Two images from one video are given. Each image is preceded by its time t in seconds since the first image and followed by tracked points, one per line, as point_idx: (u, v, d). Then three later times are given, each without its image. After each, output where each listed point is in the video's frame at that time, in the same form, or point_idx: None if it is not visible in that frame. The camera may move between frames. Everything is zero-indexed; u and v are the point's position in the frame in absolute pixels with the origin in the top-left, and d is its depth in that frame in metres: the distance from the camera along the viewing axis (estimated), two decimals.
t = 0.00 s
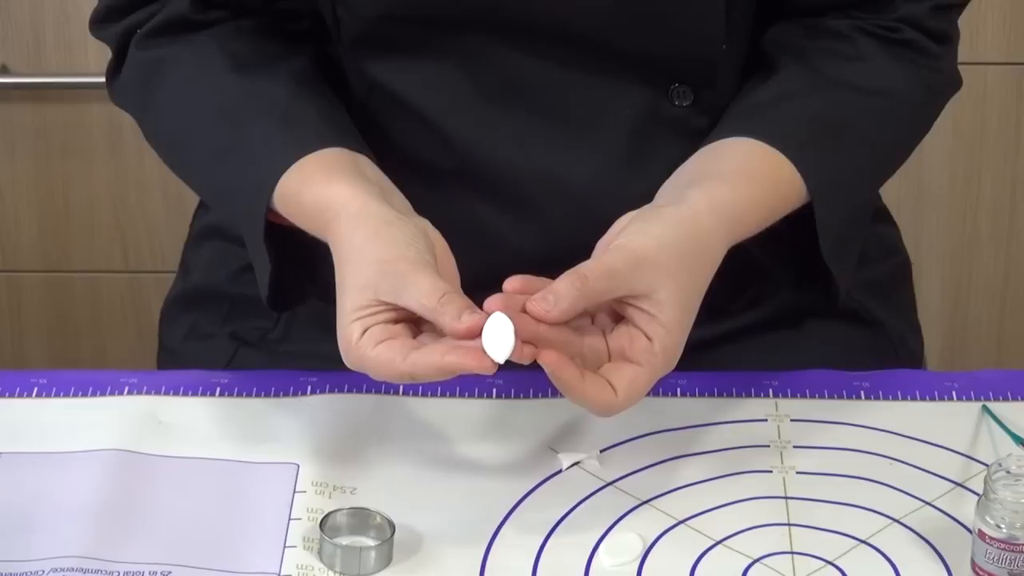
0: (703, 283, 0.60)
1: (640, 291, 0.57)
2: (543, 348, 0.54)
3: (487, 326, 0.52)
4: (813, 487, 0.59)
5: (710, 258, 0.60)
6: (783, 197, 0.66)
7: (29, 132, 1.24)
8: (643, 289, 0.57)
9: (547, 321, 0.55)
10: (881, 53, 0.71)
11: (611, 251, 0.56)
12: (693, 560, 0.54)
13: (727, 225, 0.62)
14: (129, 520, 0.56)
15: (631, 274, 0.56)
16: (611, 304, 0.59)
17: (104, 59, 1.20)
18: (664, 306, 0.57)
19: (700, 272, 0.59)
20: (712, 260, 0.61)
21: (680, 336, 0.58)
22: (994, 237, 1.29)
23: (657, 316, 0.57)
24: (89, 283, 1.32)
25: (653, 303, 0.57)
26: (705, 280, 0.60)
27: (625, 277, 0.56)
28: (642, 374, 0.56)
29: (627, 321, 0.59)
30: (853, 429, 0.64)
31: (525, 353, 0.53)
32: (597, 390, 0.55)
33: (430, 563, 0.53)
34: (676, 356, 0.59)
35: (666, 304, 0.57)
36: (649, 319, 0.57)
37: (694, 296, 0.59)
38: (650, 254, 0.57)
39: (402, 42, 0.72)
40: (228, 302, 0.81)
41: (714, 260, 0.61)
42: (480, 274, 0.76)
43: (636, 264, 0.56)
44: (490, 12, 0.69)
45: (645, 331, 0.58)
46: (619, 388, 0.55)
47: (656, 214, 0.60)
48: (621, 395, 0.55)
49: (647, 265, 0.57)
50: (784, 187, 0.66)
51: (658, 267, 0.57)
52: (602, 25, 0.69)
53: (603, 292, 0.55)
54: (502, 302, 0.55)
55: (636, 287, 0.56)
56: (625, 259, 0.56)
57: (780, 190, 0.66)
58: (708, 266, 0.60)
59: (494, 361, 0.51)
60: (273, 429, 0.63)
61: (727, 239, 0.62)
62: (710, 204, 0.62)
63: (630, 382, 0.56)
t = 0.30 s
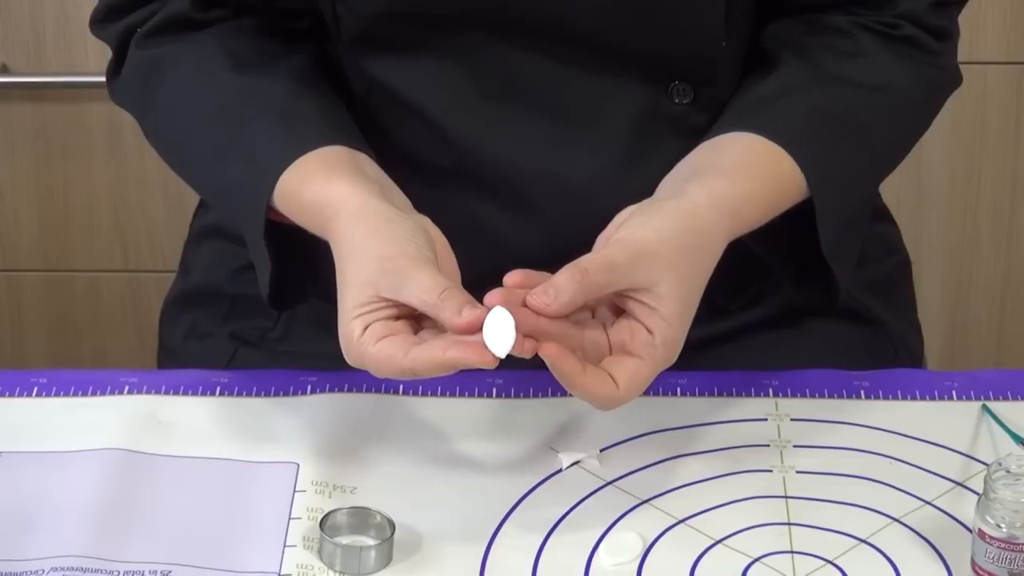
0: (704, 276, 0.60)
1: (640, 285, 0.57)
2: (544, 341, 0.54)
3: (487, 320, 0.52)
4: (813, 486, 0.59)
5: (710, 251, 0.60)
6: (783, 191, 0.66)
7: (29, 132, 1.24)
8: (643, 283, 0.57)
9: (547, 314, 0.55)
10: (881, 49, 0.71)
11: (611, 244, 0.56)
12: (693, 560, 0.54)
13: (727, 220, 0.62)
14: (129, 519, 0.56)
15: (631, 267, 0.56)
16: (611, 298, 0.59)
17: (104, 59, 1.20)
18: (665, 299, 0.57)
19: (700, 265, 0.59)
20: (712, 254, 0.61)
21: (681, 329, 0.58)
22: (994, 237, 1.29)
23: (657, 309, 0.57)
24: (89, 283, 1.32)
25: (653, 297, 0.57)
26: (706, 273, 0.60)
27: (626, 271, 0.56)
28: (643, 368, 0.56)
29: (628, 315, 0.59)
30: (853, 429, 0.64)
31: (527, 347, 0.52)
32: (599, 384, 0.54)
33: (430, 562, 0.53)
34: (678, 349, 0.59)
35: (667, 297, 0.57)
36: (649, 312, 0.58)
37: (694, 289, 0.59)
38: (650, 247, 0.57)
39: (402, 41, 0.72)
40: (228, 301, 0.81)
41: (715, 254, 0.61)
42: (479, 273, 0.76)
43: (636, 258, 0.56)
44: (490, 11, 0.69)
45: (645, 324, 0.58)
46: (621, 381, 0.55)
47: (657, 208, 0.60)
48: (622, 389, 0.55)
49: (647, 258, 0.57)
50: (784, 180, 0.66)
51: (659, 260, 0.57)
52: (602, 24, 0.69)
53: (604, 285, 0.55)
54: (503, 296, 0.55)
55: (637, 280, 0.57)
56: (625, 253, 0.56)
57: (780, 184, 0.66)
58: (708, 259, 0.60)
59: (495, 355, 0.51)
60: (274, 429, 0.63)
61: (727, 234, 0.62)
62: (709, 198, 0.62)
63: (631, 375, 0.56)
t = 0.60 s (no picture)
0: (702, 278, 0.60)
1: (639, 287, 0.57)
2: (542, 344, 0.54)
3: (486, 322, 0.52)
4: (813, 486, 0.59)
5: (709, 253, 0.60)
6: (782, 191, 0.66)
7: (29, 131, 1.24)
8: (642, 285, 0.57)
9: (545, 317, 0.55)
10: (880, 49, 0.71)
11: (609, 246, 0.56)
12: (693, 560, 0.54)
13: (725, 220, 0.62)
14: (129, 519, 0.56)
15: (630, 269, 0.56)
16: (609, 300, 0.59)
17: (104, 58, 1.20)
18: (663, 301, 0.57)
19: (699, 266, 0.59)
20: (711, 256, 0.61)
21: (680, 331, 0.58)
22: (994, 237, 1.29)
23: (655, 311, 0.57)
24: (89, 283, 1.32)
25: (652, 299, 0.57)
26: (704, 275, 0.60)
27: (625, 273, 0.56)
28: (642, 370, 0.56)
29: (626, 317, 0.59)
30: (853, 429, 0.64)
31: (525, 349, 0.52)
32: (597, 386, 0.54)
33: (430, 562, 0.53)
34: (677, 351, 0.59)
35: (665, 299, 0.57)
36: (648, 314, 0.58)
37: (693, 291, 0.59)
38: (649, 249, 0.57)
39: (401, 40, 0.72)
40: (228, 301, 0.81)
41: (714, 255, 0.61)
42: (479, 273, 0.76)
43: (635, 259, 0.56)
44: (489, 11, 0.69)
45: (643, 326, 0.58)
46: (621, 384, 0.55)
47: (655, 210, 0.60)
48: (622, 392, 0.55)
49: (646, 260, 0.57)
50: (783, 180, 0.66)
51: (658, 262, 0.57)
52: (601, 24, 0.69)
53: (602, 287, 0.55)
54: (501, 298, 0.55)
55: (636, 283, 0.57)
56: (624, 254, 0.56)
57: (779, 184, 0.66)
58: (707, 261, 0.60)
59: (494, 356, 0.51)
60: (274, 429, 0.63)
61: (726, 234, 0.62)
62: (707, 200, 0.62)
63: (630, 377, 0.56)
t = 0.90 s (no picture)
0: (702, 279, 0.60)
1: (639, 287, 0.57)
2: (543, 344, 0.54)
3: (486, 322, 0.52)
4: (813, 486, 0.59)
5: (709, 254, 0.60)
6: (783, 191, 0.66)
7: (28, 131, 1.24)
8: (642, 285, 0.57)
9: (545, 317, 0.55)
10: (880, 50, 0.71)
11: (610, 247, 0.56)
12: (694, 560, 0.54)
13: (726, 221, 0.62)
14: (128, 519, 0.56)
15: (630, 269, 0.56)
16: (609, 300, 0.59)
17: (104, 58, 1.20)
18: (663, 302, 0.57)
19: (699, 267, 0.59)
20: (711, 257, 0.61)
21: (681, 332, 0.58)
22: (994, 237, 1.29)
23: (655, 312, 0.57)
24: (89, 283, 1.32)
25: (652, 299, 0.57)
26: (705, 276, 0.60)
27: (625, 273, 0.56)
28: (643, 370, 0.56)
29: (626, 318, 0.59)
30: (854, 429, 0.64)
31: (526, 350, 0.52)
32: (597, 387, 0.54)
33: (430, 562, 0.53)
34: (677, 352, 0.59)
35: (665, 300, 0.57)
36: (648, 314, 0.58)
37: (694, 292, 0.59)
38: (649, 249, 0.57)
39: (402, 41, 0.72)
40: (228, 300, 0.81)
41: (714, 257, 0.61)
42: (479, 273, 0.76)
43: (635, 260, 0.56)
44: (490, 11, 0.69)
45: (644, 326, 0.58)
46: (622, 384, 0.55)
47: (655, 211, 0.60)
48: (622, 393, 0.55)
49: (646, 261, 0.57)
50: (784, 180, 0.66)
51: (658, 263, 0.57)
52: (601, 25, 0.69)
53: (603, 287, 0.55)
54: (501, 298, 0.55)
55: (636, 283, 0.57)
56: (624, 255, 0.56)
57: (779, 184, 0.66)
58: (707, 261, 0.60)
59: (494, 356, 0.51)
60: (274, 429, 0.63)
61: (727, 234, 0.62)
62: (708, 200, 0.62)
63: (630, 378, 0.56)
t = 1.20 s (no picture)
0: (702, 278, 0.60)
1: (639, 286, 0.57)
2: (543, 342, 0.54)
3: (486, 319, 0.52)
4: (813, 486, 0.59)
5: (709, 253, 0.60)
6: (783, 190, 0.66)
7: (28, 131, 1.24)
8: (642, 284, 0.57)
9: (545, 315, 0.54)
10: (880, 50, 0.71)
11: (610, 245, 0.56)
12: (694, 560, 0.54)
13: (726, 220, 0.62)
14: (128, 519, 0.56)
15: (630, 268, 0.56)
16: (609, 299, 0.59)
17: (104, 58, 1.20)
18: (663, 301, 0.57)
19: (699, 266, 0.59)
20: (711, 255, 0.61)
21: (680, 331, 0.58)
22: (994, 237, 1.29)
23: (656, 310, 0.57)
24: (89, 283, 1.32)
25: (651, 298, 0.57)
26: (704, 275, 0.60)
27: (625, 272, 0.56)
28: (642, 369, 0.56)
29: (626, 316, 0.59)
30: (853, 429, 0.64)
31: (527, 348, 0.52)
32: (597, 386, 0.54)
33: (430, 562, 0.53)
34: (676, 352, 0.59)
35: (665, 299, 0.57)
36: (648, 313, 0.57)
37: (693, 291, 0.59)
38: (649, 248, 0.57)
39: (402, 41, 0.72)
40: (228, 300, 0.81)
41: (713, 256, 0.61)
42: (480, 273, 0.76)
43: (635, 259, 0.56)
44: (490, 11, 0.69)
45: (644, 325, 0.58)
46: (621, 383, 0.55)
47: (655, 210, 0.60)
48: (621, 392, 0.55)
49: (646, 260, 0.57)
50: (783, 179, 0.66)
51: (658, 262, 0.57)
52: (601, 25, 0.69)
53: (603, 286, 0.55)
54: (502, 295, 0.55)
55: (636, 282, 0.57)
56: (624, 254, 0.56)
57: (779, 183, 0.66)
58: (707, 261, 0.60)
59: (493, 353, 0.51)
60: (274, 429, 0.63)
61: (726, 234, 0.62)
62: (708, 199, 0.62)
63: (630, 377, 0.56)
